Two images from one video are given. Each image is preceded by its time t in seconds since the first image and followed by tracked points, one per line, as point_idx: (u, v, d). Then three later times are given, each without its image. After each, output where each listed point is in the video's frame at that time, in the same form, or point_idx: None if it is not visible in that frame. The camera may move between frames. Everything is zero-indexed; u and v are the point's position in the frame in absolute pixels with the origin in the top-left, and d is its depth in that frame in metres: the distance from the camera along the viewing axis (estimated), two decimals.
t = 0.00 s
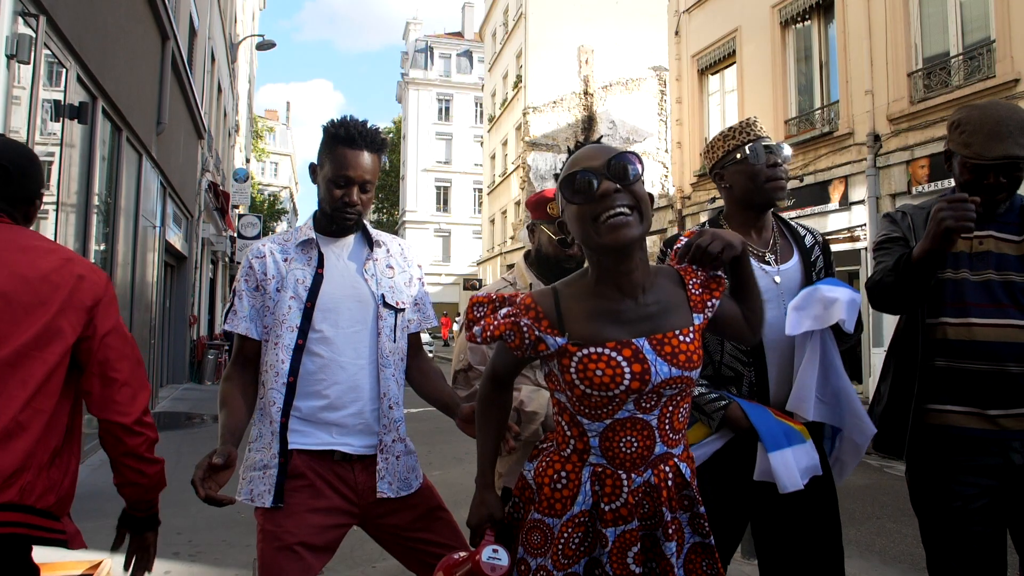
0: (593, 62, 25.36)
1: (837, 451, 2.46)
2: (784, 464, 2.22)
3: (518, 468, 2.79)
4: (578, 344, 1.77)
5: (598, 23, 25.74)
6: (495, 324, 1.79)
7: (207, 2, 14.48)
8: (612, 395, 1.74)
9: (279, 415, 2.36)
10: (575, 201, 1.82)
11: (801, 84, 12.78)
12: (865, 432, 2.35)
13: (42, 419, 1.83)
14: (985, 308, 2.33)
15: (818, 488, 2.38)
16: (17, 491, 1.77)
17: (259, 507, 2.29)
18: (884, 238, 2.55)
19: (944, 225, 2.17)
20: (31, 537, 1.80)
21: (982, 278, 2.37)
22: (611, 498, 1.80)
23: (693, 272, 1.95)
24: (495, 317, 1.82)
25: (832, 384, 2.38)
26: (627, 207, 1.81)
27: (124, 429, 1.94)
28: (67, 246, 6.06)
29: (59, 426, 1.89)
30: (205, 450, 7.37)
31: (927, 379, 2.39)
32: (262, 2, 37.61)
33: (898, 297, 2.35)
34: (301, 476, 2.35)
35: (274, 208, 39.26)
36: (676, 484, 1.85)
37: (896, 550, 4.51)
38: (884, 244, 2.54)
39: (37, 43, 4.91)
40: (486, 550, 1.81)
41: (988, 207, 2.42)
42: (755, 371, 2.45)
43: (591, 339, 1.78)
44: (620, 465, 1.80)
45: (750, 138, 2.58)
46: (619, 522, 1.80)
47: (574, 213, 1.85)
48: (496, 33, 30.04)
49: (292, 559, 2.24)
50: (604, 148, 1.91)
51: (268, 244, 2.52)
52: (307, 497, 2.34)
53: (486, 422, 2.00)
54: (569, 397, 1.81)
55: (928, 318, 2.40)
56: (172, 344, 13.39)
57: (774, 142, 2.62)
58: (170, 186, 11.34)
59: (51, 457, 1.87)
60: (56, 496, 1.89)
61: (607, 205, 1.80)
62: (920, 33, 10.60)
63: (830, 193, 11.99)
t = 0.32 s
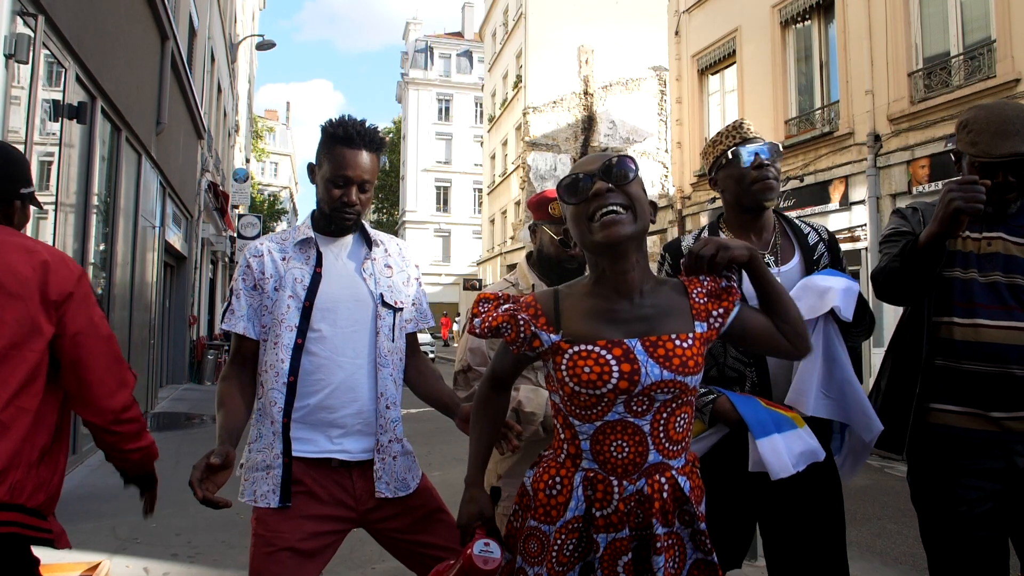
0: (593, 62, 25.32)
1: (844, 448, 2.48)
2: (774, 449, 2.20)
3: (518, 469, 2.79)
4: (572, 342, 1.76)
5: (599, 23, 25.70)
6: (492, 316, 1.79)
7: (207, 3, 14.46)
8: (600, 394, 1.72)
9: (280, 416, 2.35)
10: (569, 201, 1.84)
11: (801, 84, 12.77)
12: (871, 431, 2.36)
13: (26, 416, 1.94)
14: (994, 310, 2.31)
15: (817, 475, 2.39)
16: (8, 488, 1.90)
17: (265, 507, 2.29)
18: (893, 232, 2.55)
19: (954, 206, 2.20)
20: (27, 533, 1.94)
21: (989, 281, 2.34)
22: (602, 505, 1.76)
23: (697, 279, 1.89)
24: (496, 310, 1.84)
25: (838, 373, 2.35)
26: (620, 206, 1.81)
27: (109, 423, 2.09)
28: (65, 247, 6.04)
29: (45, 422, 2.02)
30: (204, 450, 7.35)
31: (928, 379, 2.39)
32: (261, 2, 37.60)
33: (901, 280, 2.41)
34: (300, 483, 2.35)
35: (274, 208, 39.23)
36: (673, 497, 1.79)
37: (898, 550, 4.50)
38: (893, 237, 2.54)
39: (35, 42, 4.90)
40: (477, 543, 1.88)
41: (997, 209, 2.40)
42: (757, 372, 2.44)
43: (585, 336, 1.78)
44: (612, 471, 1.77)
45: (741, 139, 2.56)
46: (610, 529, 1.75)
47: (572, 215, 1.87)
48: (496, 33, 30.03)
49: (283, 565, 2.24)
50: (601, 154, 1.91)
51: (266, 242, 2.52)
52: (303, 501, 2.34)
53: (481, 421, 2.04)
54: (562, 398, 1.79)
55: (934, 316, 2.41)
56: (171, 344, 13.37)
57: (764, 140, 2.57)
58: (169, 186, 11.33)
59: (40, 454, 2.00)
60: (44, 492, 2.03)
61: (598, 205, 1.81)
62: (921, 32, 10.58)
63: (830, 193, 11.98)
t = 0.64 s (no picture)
0: (593, 62, 25.27)
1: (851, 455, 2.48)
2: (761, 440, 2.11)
3: (518, 471, 2.78)
4: (563, 354, 1.78)
5: (599, 23, 25.67)
6: (493, 324, 1.83)
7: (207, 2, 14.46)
8: (586, 405, 1.70)
9: (282, 415, 2.34)
10: (575, 214, 1.85)
11: (801, 83, 12.76)
12: (870, 439, 2.36)
13: (12, 415, 1.97)
14: (1003, 318, 2.28)
15: (809, 473, 2.44)
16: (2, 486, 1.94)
17: (268, 506, 2.29)
18: (899, 235, 2.54)
19: (962, 194, 2.20)
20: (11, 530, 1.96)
21: (998, 288, 2.32)
22: (590, 520, 1.73)
23: (702, 301, 1.83)
24: (500, 318, 1.84)
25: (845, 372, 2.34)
26: (624, 219, 1.80)
27: (85, 406, 2.08)
28: (64, 247, 6.02)
29: (31, 419, 2.05)
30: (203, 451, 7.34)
31: (932, 386, 2.38)
32: (261, 1, 37.60)
33: (910, 274, 2.40)
34: (302, 488, 2.34)
35: (274, 209, 39.21)
36: (664, 520, 1.72)
37: (899, 552, 4.49)
38: (898, 240, 2.54)
39: (33, 41, 4.87)
40: (466, 530, 1.90)
41: (1007, 210, 2.37)
42: (757, 382, 2.50)
43: (578, 347, 1.78)
44: (600, 486, 1.75)
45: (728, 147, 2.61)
46: (598, 546, 1.72)
47: (577, 228, 1.87)
48: (496, 33, 30.01)
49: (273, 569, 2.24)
50: (611, 169, 1.91)
51: (264, 240, 2.50)
52: (297, 504, 2.33)
53: (479, 432, 2.04)
54: (554, 410, 1.77)
55: (941, 323, 2.39)
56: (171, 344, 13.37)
57: (744, 146, 2.59)
58: (169, 186, 11.34)
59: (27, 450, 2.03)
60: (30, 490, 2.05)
61: (602, 216, 1.81)
62: (921, 32, 10.56)
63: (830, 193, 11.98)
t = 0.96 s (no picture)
0: (593, 62, 25.23)
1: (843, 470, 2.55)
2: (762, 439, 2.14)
3: (518, 473, 2.78)
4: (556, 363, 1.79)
5: (599, 23, 25.64)
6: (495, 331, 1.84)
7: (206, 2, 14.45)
8: (573, 414, 1.69)
9: (280, 413, 2.33)
10: (583, 220, 1.85)
11: (802, 83, 12.75)
12: (859, 459, 2.44)
13: None
14: (1012, 326, 2.28)
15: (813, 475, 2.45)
16: None
17: (270, 504, 2.28)
18: (904, 242, 2.51)
19: (972, 195, 2.17)
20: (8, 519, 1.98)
21: (1008, 295, 2.31)
22: (578, 531, 1.73)
23: (702, 318, 1.80)
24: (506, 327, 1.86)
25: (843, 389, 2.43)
26: (631, 228, 1.80)
27: (55, 392, 2.03)
28: (63, 247, 6.01)
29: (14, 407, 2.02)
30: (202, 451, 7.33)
31: (938, 394, 2.37)
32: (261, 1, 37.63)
33: (913, 279, 2.34)
34: (302, 489, 2.33)
35: (274, 209, 39.20)
36: (651, 535, 1.69)
37: (900, 553, 4.48)
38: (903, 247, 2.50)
39: (32, 41, 4.86)
40: (453, 505, 1.88)
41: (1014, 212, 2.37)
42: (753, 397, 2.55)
43: (573, 355, 1.79)
44: (589, 496, 1.74)
45: (713, 159, 2.63)
46: (587, 558, 1.70)
47: (586, 235, 1.87)
48: (496, 33, 29.99)
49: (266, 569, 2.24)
50: (622, 179, 1.91)
51: (261, 238, 2.49)
52: (296, 503, 2.31)
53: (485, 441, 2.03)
54: (548, 417, 1.78)
55: (950, 333, 2.36)
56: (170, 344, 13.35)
57: (726, 158, 2.60)
58: (169, 186, 11.33)
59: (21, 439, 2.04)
60: (27, 477, 2.08)
61: (608, 222, 1.80)
62: (922, 32, 10.55)
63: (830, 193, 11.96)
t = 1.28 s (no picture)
0: (594, 62, 25.19)
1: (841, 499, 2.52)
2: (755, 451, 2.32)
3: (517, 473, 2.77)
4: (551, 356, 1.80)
5: (599, 23, 25.61)
6: (497, 324, 1.87)
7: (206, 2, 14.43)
8: (562, 410, 1.69)
9: (278, 411, 2.32)
10: (588, 217, 1.83)
11: (802, 83, 12.74)
12: (838, 485, 2.42)
13: None
14: (1017, 328, 2.24)
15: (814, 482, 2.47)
16: None
17: (270, 504, 2.27)
18: (909, 248, 2.45)
19: (975, 209, 2.13)
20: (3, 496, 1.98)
21: (1015, 296, 2.27)
22: (566, 527, 1.72)
23: (701, 321, 1.77)
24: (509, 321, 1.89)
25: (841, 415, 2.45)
26: (634, 226, 1.78)
27: (20, 368, 1.90)
28: (63, 247, 5.99)
29: None
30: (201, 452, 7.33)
31: (949, 396, 2.34)
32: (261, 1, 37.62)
33: (914, 287, 2.32)
34: (303, 487, 2.32)
35: (274, 209, 39.20)
36: (639, 534, 1.67)
37: (901, 554, 4.48)
38: (908, 254, 2.45)
39: (31, 41, 4.84)
40: (441, 474, 1.83)
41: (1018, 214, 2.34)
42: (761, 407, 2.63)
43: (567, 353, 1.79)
44: (578, 493, 1.73)
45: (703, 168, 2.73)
46: (574, 555, 1.69)
47: (589, 232, 1.85)
48: (496, 33, 29.97)
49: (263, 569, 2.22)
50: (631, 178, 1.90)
51: (259, 235, 2.48)
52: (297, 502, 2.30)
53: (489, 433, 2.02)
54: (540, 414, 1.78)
55: (959, 336, 2.34)
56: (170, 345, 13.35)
57: (712, 167, 2.69)
58: (169, 186, 11.32)
59: (10, 416, 2.04)
60: (23, 456, 2.09)
61: (612, 220, 1.79)
62: (922, 31, 10.53)
63: (830, 194, 11.96)
